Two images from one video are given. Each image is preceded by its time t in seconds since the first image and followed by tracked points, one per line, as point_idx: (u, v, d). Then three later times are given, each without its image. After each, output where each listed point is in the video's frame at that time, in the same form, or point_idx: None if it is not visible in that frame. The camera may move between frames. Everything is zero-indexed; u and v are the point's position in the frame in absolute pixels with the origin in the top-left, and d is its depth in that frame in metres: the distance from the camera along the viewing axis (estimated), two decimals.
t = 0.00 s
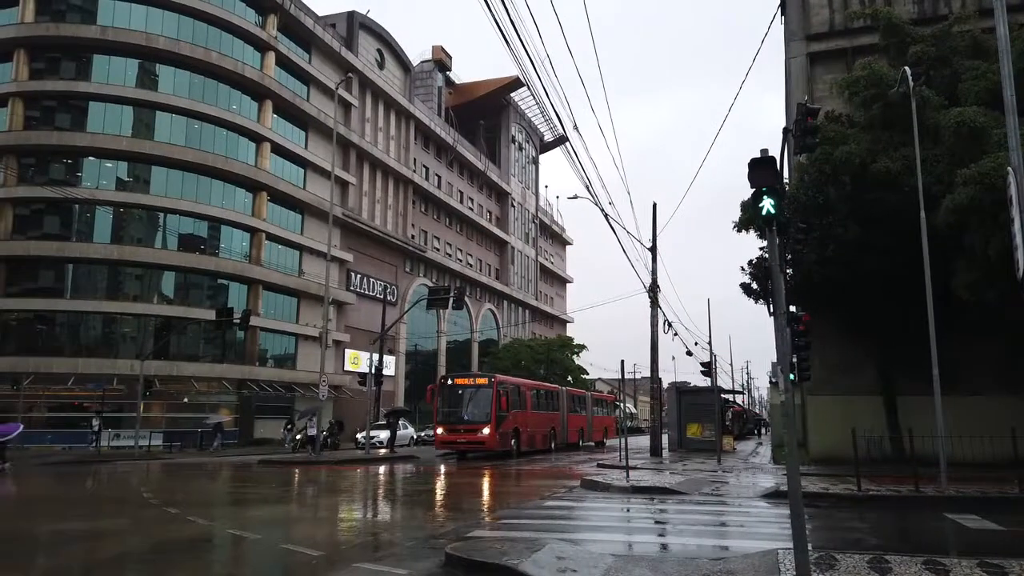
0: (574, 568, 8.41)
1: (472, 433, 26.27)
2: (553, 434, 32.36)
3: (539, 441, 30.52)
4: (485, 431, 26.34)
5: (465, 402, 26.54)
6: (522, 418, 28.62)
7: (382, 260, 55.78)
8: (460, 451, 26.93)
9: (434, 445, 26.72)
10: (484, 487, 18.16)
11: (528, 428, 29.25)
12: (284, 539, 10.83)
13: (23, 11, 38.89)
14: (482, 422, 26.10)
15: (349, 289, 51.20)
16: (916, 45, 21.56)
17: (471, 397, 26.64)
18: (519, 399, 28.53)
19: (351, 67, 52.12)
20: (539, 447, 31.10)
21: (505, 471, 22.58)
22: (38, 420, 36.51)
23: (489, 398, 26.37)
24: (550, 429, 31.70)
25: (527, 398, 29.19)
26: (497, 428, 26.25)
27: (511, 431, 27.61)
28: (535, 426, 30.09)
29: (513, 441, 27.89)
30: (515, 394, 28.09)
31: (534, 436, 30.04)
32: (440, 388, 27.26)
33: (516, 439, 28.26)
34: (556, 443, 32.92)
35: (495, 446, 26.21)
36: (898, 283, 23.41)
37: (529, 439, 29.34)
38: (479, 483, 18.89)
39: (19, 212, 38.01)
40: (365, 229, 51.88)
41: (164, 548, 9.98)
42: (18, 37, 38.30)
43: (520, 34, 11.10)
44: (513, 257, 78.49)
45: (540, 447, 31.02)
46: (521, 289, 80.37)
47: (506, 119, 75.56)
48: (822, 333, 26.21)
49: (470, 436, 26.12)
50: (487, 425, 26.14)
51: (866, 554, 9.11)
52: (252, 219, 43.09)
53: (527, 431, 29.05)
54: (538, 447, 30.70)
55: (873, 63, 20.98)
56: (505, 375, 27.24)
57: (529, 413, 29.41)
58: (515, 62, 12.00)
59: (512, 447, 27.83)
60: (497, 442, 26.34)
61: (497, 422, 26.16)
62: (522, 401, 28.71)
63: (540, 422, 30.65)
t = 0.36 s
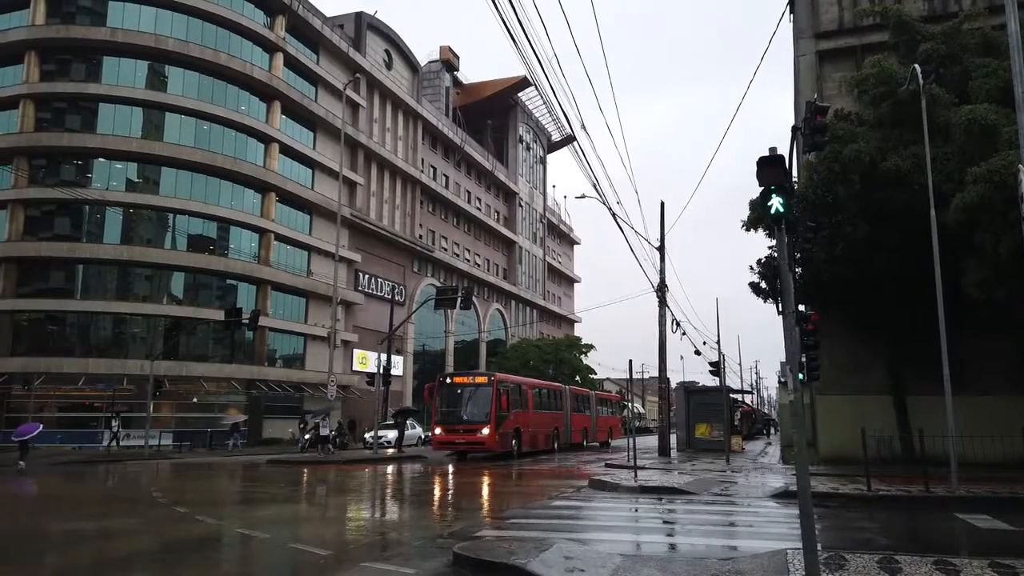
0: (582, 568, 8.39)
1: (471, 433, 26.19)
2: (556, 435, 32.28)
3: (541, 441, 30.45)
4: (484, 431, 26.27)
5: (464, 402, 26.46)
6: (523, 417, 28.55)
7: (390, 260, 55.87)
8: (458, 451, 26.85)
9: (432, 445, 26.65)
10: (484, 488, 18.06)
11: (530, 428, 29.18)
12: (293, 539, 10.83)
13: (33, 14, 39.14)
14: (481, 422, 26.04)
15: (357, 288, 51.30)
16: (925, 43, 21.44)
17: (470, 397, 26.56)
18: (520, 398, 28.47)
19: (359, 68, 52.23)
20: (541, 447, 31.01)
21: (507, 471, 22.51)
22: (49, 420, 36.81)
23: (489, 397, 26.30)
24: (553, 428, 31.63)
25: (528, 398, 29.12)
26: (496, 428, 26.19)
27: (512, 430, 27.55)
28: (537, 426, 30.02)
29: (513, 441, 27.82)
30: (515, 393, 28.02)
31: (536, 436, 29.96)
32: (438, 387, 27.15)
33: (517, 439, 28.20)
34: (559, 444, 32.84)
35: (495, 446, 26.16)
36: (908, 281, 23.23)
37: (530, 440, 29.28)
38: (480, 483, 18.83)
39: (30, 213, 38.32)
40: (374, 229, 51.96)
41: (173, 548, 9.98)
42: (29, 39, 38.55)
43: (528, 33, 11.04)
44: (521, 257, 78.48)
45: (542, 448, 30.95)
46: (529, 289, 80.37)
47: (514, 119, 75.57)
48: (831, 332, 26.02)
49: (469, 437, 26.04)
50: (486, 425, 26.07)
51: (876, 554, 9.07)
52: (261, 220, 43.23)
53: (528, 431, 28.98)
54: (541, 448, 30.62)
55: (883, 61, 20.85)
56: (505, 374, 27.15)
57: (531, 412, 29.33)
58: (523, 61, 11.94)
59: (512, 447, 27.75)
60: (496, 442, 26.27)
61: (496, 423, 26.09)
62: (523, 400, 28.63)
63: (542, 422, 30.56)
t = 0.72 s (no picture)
0: (586, 568, 8.35)
1: (464, 435, 25.83)
2: (551, 436, 31.93)
3: (537, 442, 30.10)
4: (477, 433, 25.93)
5: (456, 402, 26.09)
6: (517, 418, 28.26)
7: (394, 261, 55.87)
8: (450, 453, 26.48)
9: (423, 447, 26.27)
10: (476, 488, 18.12)
11: (524, 428, 28.85)
12: (297, 538, 10.82)
13: (38, 14, 39.23)
14: (474, 423, 25.68)
15: (361, 288, 51.33)
16: (931, 42, 21.35)
17: (463, 397, 26.22)
18: (515, 398, 28.16)
19: (363, 68, 52.29)
20: (537, 448, 30.68)
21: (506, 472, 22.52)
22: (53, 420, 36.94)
23: (482, 398, 25.97)
24: (548, 429, 31.28)
25: (522, 398, 28.80)
26: (490, 430, 25.82)
27: (505, 432, 27.27)
28: (532, 427, 29.66)
29: (508, 442, 27.54)
30: (509, 393, 27.70)
31: (531, 437, 29.58)
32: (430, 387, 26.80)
33: (511, 440, 27.94)
34: (555, 445, 32.49)
35: (488, 448, 25.77)
36: (912, 281, 23.19)
37: (525, 442, 28.92)
38: (475, 483, 18.88)
39: (35, 213, 38.42)
40: (377, 229, 51.97)
41: (177, 548, 9.96)
42: (34, 40, 38.65)
43: (532, 33, 11.01)
44: (525, 257, 78.47)
45: (537, 449, 30.60)
46: (532, 289, 80.35)
47: (517, 119, 75.57)
48: (836, 332, 26.01)
49: (461, 439, 25.66)
50: (479, 427, 25.71)
51: (882, 554, 9.03)
52: (265, 220, 43.27)
53: (522, 433, 28.64)
54: (536, 449, 30.26)
55: (888, 60, 20.78)
56: (498, 374, 26.82)
57: (526, 413, 28.99)
58: (527, 61, 11.91)
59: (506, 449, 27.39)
60: (489, 444, 25.93)
61: (489, 424, 25.74)
62: (518, 400, 28.30)
63: (537, 422, 30.21)
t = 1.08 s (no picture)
0: (593, 567, 8.38)
1: (458, 435, 25.77)
2: (550, 435, 31.82)
3: (534, 441, 29.99)
4: (472, 433, 25.86)
5: (450, 401, 25.98)
6: (514, 417, 28.15)
7: (399, 261, 55.96)
8: (444, 453, 26.45)
9: (417, 447, 26.27)
10: (471, 487, 18.14)
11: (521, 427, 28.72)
12: (304, 538, 10.88)
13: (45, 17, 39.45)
14: (469, 424, 25.60)
15: (366, 288, 51.45)
16: (936, 41, 21.33)
17: (458, 396, 26.10)
18: (511, 396, 28.02)
19: (368, 69, 52.40)
20: (535, 447, 30.56)
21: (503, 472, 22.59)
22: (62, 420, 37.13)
23: (476, 397, 25.83)
24: (546, 428, 31.13)
25: (519, 396, 28.64)
26: (484, 430, 25.72)
27: (501, 431, 27.20)
28: (530, 426, 29.53)
29: (504, 442, 27.46)
30: (504, 392, 27.54)
31: (528, 437, 29.46)
32: (424, 386, 26.66)
33: (508, 440, 27.85)
34: (553, 445, 32.40)
35: (482, 448, 25.69)
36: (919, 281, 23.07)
37: (522, 441, 28.82)
38: (472, 483, 18.89)
39: (43, 214, 38.66)
40: (383, 229, 52.08)
41: (185, 547, 10.03)
42: (41, 42, 38.87)
43: (537, 34, 11.04)
44: (530, 257, 78.50)
45: (536, 448, 30.47)
46: (538, 289, 80.36)
47: (522, 119, 75.65)
48: (842, 331, 25.88)
49: (455, 439, 25.63)
50: (473, 427, 25.64)
51: (889, 555, 9.03)
52: (271, 220, 43.44)
53: (519, 432, 28.52)
54: (535, 449, 30.14)
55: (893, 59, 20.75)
56: (492, 372, 26.66)
57: (522, 412, 28.86)
58: (532, 62, 11.92)
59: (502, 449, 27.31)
60: (484, 444, 25.83)
61: (484, 424, 25.63)
62: (513, 399, 28.16)
63: (535, 421, 30.07)
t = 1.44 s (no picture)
0: (611, 568, 8.35)
1: (457, 436, 25.20)
2: (555, 436, 31.15)
3: (539, 441, 29.35)
4: (472, 433, 25.25)
5: (450, 401, 25.47)
6: (517, 417, 27.58)
7: (415, 261, 56.09)
8: (444, 453, 25.90)
9: (415, 448, 25.75)
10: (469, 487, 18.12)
11: (524, 427, 28.10)
12: (322, 537, 10.94)
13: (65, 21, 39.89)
14: (468, 424, 25.02)
15: (382, 289, 51.58)
16: (956, 37, 21.06)
17: (457, 395, 25.58)
18: (514, 395, 27.44)
19: (383, 70, 52.57)
20: (541, 448, 29.92)
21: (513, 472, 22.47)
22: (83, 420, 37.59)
23: (476, 396, 25.28)
24: (551, 429, 30.47)
25: (522, 395, 28.04)
26: (484, 430, 25.13)
27: (503, 433, 26.57)
28: (534, 427, 28.90)
29: (507, 443, 26.86)
30: (507, 390, 26.95)
31: (533, 437, 28.84)
32: (424, 385, 26.20)
33: (511, 440, 27.28)
34: (559, 447, 31.74)
35: (482, 449, 25.06)
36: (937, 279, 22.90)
37: (526, 442, 28.19)
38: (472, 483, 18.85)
39: (64, 216, 39.11)
40: (398, 229, 52.22)
41: (204, 546, 10.11)
42: (61, 46, 39.31)
43: (552, 32, 10.95)
44: (545, 257, 78.40)
45: (541, 450, 29.81)
46: (553, 289, 80.27)
47: (537, 119, 75.61)
48: (859, 331, 25.84)
49: (454, 439, 25.06)
50: (473, 427, 25.05)
51: (911, 556, 8.92)
52: (287, 221, 43.68)
53: (523, 433, 27.89)
54: (540, 450, 29.47)
55: (912, 55, 20.52)
56: (494, 370, 26.10)
57: (526, 411, 28.23)
58: (547, 60, 11.80)
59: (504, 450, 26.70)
60: (484, 445, 25.21)
61: (484, 424, 25.06)
62: (517, 398, 27.57)
63: (540, 421, 29.42)
